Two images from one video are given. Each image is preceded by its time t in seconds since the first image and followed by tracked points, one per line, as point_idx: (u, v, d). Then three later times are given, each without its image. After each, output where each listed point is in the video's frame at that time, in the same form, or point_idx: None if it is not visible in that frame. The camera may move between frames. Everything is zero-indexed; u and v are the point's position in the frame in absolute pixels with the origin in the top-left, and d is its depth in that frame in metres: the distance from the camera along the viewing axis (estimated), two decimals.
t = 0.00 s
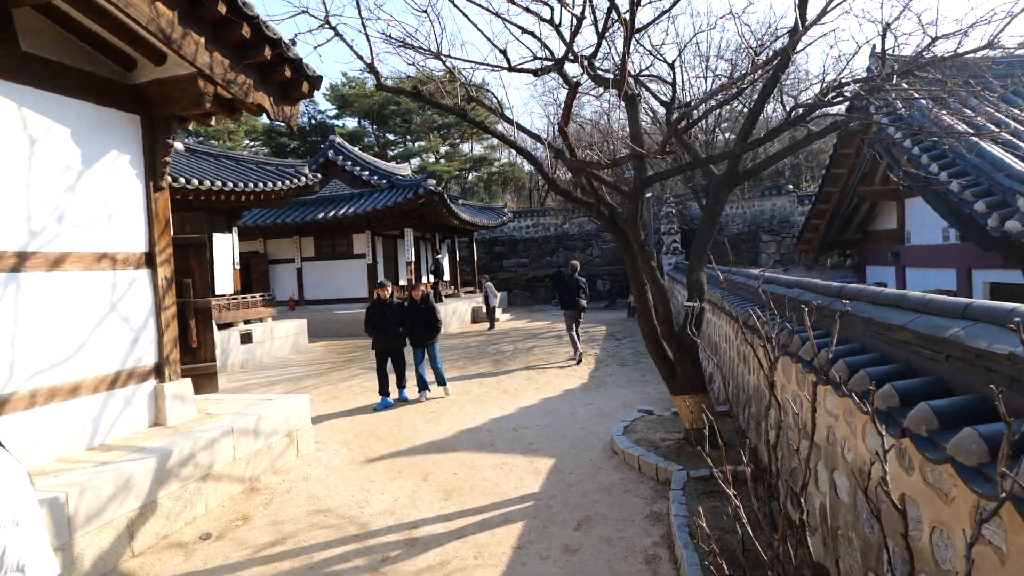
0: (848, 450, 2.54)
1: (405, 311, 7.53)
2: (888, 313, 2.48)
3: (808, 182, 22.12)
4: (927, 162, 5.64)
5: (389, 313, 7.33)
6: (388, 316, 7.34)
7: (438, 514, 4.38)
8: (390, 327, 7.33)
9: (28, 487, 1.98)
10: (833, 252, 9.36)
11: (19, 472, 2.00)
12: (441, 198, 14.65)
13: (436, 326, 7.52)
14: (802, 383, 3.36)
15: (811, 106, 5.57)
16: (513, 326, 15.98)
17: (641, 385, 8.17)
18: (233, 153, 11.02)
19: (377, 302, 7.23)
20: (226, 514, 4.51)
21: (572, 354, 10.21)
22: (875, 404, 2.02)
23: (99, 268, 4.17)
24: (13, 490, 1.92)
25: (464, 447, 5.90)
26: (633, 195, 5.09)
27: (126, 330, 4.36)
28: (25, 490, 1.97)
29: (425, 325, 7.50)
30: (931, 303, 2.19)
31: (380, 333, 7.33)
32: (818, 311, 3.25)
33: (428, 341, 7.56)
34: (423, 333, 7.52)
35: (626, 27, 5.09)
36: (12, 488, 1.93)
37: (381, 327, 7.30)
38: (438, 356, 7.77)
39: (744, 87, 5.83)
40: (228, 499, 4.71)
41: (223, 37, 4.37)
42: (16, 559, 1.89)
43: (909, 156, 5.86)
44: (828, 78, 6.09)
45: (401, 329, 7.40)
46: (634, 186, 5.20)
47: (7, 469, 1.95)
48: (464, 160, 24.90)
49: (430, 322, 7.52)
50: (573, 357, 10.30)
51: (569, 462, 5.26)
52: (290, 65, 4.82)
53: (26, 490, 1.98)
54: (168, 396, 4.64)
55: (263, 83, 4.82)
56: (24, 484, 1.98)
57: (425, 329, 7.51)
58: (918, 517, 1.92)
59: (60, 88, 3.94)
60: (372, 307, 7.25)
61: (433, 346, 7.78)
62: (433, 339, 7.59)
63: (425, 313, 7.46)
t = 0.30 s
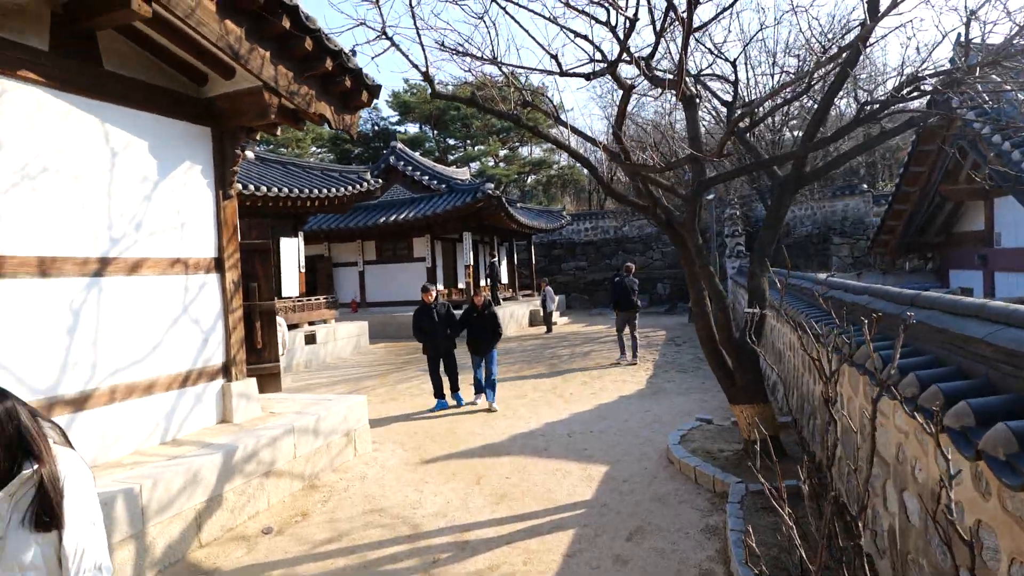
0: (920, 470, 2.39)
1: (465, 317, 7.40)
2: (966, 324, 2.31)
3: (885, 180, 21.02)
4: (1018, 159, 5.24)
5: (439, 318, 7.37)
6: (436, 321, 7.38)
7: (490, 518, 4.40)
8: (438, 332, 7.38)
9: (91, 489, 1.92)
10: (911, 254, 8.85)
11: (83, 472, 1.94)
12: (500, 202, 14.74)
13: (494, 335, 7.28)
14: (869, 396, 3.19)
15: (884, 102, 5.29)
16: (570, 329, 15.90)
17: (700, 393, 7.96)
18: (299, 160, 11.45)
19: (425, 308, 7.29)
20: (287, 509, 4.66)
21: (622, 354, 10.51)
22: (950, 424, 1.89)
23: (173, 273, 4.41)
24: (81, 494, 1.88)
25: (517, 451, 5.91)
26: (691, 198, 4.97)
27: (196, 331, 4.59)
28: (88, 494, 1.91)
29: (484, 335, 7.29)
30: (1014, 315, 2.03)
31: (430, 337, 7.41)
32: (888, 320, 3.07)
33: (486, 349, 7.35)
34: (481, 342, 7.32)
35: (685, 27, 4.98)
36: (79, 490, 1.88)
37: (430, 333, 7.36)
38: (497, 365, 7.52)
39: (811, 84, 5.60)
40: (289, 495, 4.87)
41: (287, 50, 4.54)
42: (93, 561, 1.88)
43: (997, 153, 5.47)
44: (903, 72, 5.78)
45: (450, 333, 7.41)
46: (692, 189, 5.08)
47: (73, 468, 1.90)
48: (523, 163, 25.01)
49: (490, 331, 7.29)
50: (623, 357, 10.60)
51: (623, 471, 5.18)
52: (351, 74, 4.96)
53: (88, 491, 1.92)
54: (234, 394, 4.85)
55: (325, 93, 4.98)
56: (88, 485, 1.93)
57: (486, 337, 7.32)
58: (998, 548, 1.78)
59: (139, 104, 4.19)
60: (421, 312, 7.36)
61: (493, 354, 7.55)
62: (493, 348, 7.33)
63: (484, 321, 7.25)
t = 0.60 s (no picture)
0: (993, 487, 2.25)
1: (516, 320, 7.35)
2: None
3: (960, 176, 19.89)
4: None
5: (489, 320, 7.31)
6: (483, 322, 7.33)
7: (538, 521, 4.40)
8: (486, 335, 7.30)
9: (138, 495, 2.03)
10: (989, 255, 8.33)
11: (129, 478, 2.03)
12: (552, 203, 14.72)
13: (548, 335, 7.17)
14: (937, 406, 3.03)
15: (955, 94, 5.01)
16: (623, 331, 15.72)
17: (757, 398, 7.73)
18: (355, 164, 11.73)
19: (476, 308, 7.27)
20: (341, 506, 4.78)
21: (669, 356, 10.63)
22: None
23: (233, 276, 4.59)
24: (133, 499, 2.01)
25: (567, 454, 5.89)
26: (746, 198, 4.84)
27: (256, 332, 4.77)
28: (136, 499, 2.02)
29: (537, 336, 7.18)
30: None
31: (478, 340, 7.35)
32: (958, 327, 2.90)
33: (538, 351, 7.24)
34: (533, 344, 7.20)
35: (740, 22, 4.85)
36: (127, 496, 1.99)
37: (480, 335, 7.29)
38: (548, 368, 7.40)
39: (876, 76, 5.36)
40: (343, 492, 4.99)
41: (341, 59, 4.65)
42: (150, 562, 2.01)
43: None
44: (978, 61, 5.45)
45: (496, 336, 7.31)
46: (747, 188, 4.94)
47: (121, 474, 2.01)
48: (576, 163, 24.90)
49: (543, 333, 7.17)
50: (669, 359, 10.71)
51: (674, 477, 5.08)
52: (403, 80, 5.04)
53: (136, 497, 2.03)
54: (292, 393, 5.01)
55: (378, 99, 5.07)
56: (133, 491, 2.03)
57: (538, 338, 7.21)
58: None
59: (203, 114, 4.39)
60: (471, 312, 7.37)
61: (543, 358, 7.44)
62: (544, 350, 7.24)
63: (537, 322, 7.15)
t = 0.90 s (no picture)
0: None
1: (552, 323, 7.14)
2: None
3: None
4: None
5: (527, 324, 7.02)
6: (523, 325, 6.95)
7: (578, 523, 4.37)
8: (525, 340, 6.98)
9: (145, 495, 1.97)
10: None
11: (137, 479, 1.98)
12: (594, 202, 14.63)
13: (585, 338, 6.98)
14: (998, 416, 2.89)
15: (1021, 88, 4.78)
16: (665, 332, 15.50)
17: (805, 403, 7.51)
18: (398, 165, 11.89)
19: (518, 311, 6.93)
20: (382, 504, 4.85)
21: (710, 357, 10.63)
22: None
23: (281, 276, 4.71)
24: (139, 500, 1.94)
25: (607, 457, 5.84)
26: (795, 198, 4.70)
27: (302, 331, 4.88)
28: (144, 500, 1.96)
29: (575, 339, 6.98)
30: None
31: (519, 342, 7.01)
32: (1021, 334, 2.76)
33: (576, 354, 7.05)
34: (570, 347, 7.01)
35: (790, 16, 4.71)
36: (134, 497, 1.93)
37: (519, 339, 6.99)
38: (586, 369, 7.26)
39: (934, 71, 5.15)
40: (385, 490, 5.07)
41: (385, 62, 4.72)
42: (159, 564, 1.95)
43: None
44: None
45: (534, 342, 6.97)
46: (796, 187, 4.80)
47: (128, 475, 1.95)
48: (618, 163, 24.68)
49: (580, 334, 7.00)
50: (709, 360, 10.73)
51: (717, 483, 4.99)
52: (445, 82, 5.07)
53: (143, 497, 1.97)
54: (336, 391, 5.11)
55: (420, 101, 5.12)
56: (141, 493, 1.97)
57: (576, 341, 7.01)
58: None
59: (253, 119, 4.52)
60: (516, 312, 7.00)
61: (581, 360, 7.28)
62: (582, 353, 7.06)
63: (574, 324, 6.96)
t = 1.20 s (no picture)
0: None
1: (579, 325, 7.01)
2: None
3: None
4: None
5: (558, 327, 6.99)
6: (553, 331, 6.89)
7: (613, 529, 4.33)
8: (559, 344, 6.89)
9: (155, 507, 1.90)
10: None
11: (148, 489, 1.91)
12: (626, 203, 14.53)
13: (611, 338, 6.81)
14: None
15: None
16: (700, 334, 15.29)
17: (846, 409, 7.32)
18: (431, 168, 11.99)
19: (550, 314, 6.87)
20: (417, 505, 4.87)
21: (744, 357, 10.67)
22: None
23: (318, 279, 4.78)
24: (146, 513, 1.86)
25: (642, 461, 5.78)
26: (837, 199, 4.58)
27: (339, 334, 4.95)
28: (153, 512, 1.89)
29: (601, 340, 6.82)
30: None
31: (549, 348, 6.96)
32: None
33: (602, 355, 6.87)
34: (598, 348, 6.85)
35: (832, 14, 4.60)
36: (142, 510, 1.85)
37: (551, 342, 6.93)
38: (613, 372, 7.07)
39: (984, 65, 4.98)
40: (420, 492, 5.09)
41: (420, 66, 4.75)
42: None
43: None
44: None
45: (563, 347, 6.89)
46: (838, 188, 4.68)
47: (138, 485, 1.88)
48: (650, 163, 24.48)
49: (607, 335, 6.85)
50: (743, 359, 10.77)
51: (757, 490, 4.89)
52: (479, 86, 5.09)
53: (153, 509, 1.90)
54: (371, 393, 5.16)
55: (455, 105, 5.14)
56: (151, 506, 1.90)
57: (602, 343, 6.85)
58: None
59: (292, 125, 4.60)
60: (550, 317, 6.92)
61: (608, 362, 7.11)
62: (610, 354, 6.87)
63: (600, 325, 6.82)
